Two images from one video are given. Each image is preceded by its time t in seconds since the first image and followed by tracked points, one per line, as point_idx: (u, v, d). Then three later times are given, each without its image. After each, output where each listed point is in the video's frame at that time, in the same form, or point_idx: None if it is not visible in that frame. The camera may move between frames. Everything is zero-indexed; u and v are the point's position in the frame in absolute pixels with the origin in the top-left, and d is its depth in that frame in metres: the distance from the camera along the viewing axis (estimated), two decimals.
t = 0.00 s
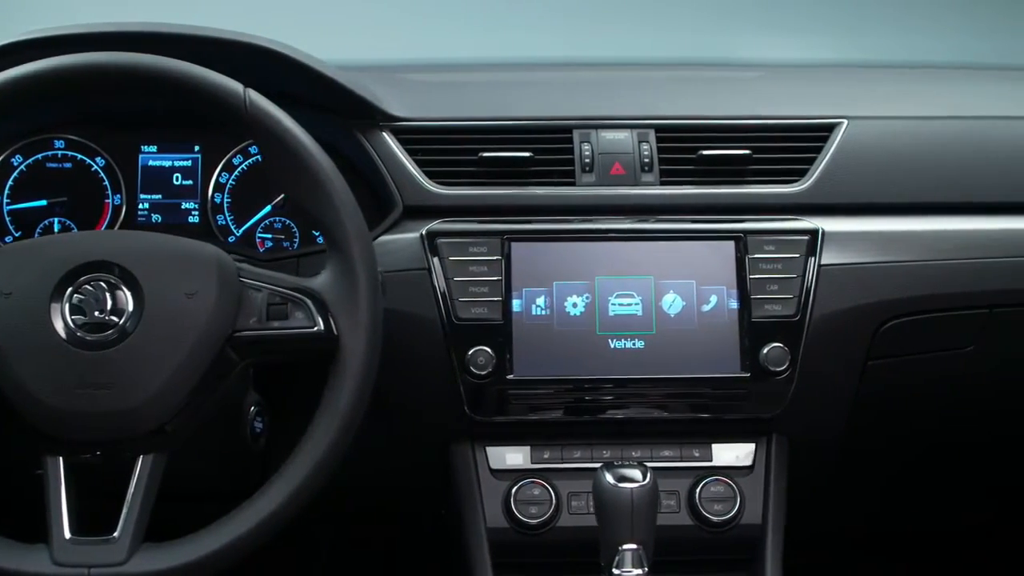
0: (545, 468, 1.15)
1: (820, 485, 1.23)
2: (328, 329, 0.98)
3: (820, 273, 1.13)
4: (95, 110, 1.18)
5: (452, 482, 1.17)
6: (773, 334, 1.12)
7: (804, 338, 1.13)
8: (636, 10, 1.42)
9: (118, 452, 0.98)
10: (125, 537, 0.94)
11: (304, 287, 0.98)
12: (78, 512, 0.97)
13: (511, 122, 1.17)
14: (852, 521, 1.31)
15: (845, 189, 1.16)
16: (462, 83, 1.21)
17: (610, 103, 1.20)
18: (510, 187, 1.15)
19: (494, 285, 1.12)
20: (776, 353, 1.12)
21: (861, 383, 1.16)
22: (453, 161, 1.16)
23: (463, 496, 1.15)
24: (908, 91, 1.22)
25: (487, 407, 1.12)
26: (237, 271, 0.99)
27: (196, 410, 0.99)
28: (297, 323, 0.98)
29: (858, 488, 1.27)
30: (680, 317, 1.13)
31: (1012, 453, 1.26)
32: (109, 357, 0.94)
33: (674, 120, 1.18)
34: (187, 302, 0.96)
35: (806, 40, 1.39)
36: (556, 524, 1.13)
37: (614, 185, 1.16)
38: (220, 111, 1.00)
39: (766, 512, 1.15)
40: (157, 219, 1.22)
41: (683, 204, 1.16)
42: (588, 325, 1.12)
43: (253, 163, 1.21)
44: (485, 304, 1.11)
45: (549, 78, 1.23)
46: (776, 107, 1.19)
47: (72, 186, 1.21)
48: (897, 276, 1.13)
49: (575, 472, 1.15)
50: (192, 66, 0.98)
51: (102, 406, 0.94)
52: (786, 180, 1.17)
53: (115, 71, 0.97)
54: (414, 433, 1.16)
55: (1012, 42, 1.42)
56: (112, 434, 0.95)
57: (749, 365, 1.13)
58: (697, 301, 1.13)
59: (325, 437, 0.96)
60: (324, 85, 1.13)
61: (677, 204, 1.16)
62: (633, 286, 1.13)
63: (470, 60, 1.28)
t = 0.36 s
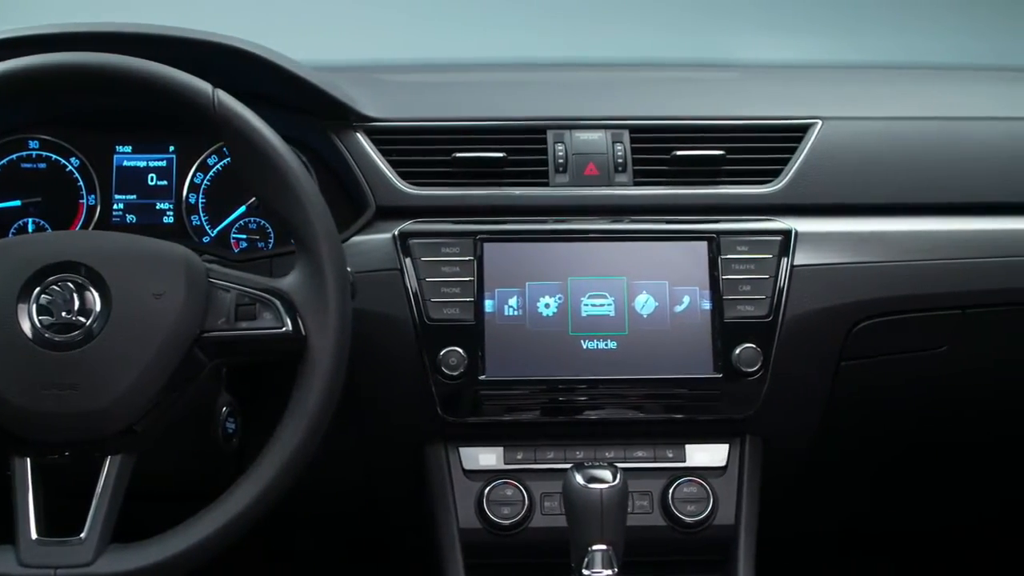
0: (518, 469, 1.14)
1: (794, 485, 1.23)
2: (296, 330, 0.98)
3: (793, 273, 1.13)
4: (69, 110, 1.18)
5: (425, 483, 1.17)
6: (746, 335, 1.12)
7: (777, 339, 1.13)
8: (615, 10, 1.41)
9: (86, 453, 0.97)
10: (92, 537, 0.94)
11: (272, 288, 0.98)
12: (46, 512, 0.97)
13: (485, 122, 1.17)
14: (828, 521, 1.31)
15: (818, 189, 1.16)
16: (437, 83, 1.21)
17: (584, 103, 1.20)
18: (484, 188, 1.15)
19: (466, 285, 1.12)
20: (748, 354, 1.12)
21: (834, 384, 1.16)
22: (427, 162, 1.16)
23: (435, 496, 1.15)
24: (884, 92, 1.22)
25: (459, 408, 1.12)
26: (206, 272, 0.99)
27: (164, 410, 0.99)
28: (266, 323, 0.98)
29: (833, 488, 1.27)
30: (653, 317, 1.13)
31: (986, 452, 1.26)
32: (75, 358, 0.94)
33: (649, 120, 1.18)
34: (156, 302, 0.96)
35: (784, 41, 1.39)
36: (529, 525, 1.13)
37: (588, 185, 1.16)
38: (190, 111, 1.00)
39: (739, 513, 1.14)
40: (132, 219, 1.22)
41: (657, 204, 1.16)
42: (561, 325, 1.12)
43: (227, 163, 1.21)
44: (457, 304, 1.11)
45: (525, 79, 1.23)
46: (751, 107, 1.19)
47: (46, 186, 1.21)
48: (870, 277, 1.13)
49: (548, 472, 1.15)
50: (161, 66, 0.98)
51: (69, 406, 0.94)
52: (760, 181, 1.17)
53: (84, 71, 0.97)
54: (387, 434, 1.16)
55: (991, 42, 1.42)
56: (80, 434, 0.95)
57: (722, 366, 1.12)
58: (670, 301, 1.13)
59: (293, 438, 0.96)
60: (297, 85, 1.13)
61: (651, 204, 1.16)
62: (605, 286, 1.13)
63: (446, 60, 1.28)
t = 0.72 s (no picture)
0: (493, 469, 1.14)
1: (770, 485, 1.23)
2: (266, 330, 0.98)
3: (767, 273, 1.13)
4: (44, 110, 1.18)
5: (400, 483, 1.17)
6: (720, 335, 1.12)
7: (751, 339, 1.13)
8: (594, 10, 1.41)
9: (55, 453, 0.97)
10: (60, 538, 0.94)
11: (242, 288, 0.98)
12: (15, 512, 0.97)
13: (460, 122, 1.17)
14: (805, 519, 1.32)
15: (793, 189, 1.16)
16: (413, 83, 1.21)
17: (560, 103, 1.19)
18: (460, 187, 1.15)
19: (440, 285, 1.11)
20: (722, 354, 1.12)
21: (809, 384, 1.16)
22: (402, 162, 1.16)
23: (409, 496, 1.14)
24: (860, 92, 1.22)
25: (433, 408, 1.12)
26: (176, 271, 0.99)
27: (134, 410, 0.99)
28: (236, 323, 0.97)
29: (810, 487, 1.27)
30: (627, 317, 1.12)
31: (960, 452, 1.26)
32: (43, 357, 0.94)
33: (625, 119, 1.18)
34: (125, 302, 0.96)
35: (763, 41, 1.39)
36: (503, 525, 1.13)
37: (563, 185, 1.16)
38: (160, 111, 0.99)
39: (714, 513, 1.14)
40: (108, 218, 1.22)
41: (632, 204, 1.15)
42: (535, 325, 1.12)
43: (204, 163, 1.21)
44: (431, 304, 1.11)
45: (502, 78, 1.23)
46: (727, 107, 1.19)
47: (22, 185, 1.21)
48: (844, 277, 1.13)
49: (523, 472, 1.14)
50: (131, 65, 0.98)
51: (36, 407, 0.94)
52: (735, 181, 1.17)
53: (53, 70, 0.97)
54: (362, 434, 1.16)
55: (972, 43, 1.42)
56: (48, 435, 0.95)
57: (696, 366, 1.12)
58: (644, 301, 1.13)
59: (263, 437, 0.96)
60: (272, 84, 1.13)
61: (627, 204, 1.15)
62: (580, 286, 1.13)
63: (424, 60, 1.28)
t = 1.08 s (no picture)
0: (471, 468, 1.14)
1: (748, 484, 1.23)
2: (241, 329, 0.98)
3: (745, 273, 1.13)
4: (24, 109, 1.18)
5: (378, 482, 1.17)
6: (698, 334, 1.12)
7: (729, 339, 1.13)
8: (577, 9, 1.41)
9: (30, 452, 0.97)
10: (34, 538, 0.94)
11: (217, 287, 0.98)
12: None
13: (439, 121, 1.16)
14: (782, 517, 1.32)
15: (772, 189, 1.16)
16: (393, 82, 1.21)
17: (540, 103, 1.19)
18: (439, 187, 1.15)
19: (418, 285, 1.11)
20: (700, 354, 1.12)
21: (787, 383, 1.16)
22: (381, 161, 1.16)
23: (387, 496, 1.14)
24: (842, 92, 1.22)
25: (411, 408, 1.12)
26: (151, 271, 0.98)
27: (109, 409, 0.99)
28: (210, 323, 0.97)
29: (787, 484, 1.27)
30: (606, 317, 1.12)
31: (939, 450, 1.27)
32: (16, 357, 0.94)
33: (604, 119, 1.18)
34: (99, 301, 0.96)
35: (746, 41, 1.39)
36: (481, 524, 1.13)
37: (542, 185, 1.16)
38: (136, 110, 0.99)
39: (692, 513, 1.14)
40: (87, 217, 1.21)
41: (611, 204, 1.15)
42: (513, 325, 1.12)
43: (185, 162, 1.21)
44: (408, 304, 1.11)
45: (482, 77, 1.23)
46: (707, 106, 1.19)
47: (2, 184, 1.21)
48: (822, 276, 1.13)
49: (500, 472, 1.14)
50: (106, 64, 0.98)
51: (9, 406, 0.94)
52: (714, 180, 1.17)
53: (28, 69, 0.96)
54: (339, 433, 1.16)
55: (957, 41, 1.41)
56: (23, 434, 0.95)
57: (674, 365, 1.12)
58: (623, 301, 1.12)
59: (236, 437, 0.96)
60: (250, 83, 1.13)
61: (606, 203, 1.15)
62: (558, 286, 1.13)
63: (405, 59, 1.27)
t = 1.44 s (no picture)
0: (448, 468, 1.14)
1: (727, 483, 1.23)
2: (214, 329, 0.97)
3: (723, 273, 1.13)
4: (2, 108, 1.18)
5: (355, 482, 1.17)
6: (675, 334, 1.12)
7: (706, 339, 1.13)
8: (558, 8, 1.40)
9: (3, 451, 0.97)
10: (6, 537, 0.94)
11: (191, 286, 0.98)
12: None
13: (417, 121, 1.16)
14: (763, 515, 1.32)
15: (750, 190, 1.16)
16: (372, 82, 1.20)
17: (520, 102, 1.19)
18: (417, 186, 1.15)
19: (395, 284, 1.11)
20: (677, 353, 1.12)
21: (765, 383, 1.16)
22: (359, 161, 1.16)
23: (364, 495, 1.14)
24: (822, 91, 1.21)
25: (388, 408, 1.12)
26: (126, 270, 0.98)
27: (83, 409, 0.99)
28: (184, 322, 0.97)
29: (768, 482, 1.27)
30: (583, 316, 1.12)
31: (918, 449, 1.27)
32: None
33: (582, 118, 1.17)
34: (74, 301, 0.96)
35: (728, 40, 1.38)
36: (459, 524, 1.13)
37: (520, 185, 1.16)
38: (110, 109, 0.99)
39: (669, 513, 1.14)
40: (67, 216, 1.21)
41: (589, 204, 1.15)
42: (490, 325, 1.12)
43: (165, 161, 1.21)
44: (385, 304, 1.11)
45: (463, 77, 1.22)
46: (686, 106, 1.18)
47: None
48: (800, 276, 1.13)
49: (478, 472, 1.14)
50: (81, 62, 0.97)
51: None
52: (692, 180, 1.16)
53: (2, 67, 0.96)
54: (318, 433, 1.16)
55: (940, 41, 1.41)
56: None
57: (651, 365, 1.12)
58: (600, 300, 1.12)
59: (210, 437, 0.96)
60: (229, 83, 1.13)
61: (584, 203, 1.15)
62: (535, 285, 1.13)
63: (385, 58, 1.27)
